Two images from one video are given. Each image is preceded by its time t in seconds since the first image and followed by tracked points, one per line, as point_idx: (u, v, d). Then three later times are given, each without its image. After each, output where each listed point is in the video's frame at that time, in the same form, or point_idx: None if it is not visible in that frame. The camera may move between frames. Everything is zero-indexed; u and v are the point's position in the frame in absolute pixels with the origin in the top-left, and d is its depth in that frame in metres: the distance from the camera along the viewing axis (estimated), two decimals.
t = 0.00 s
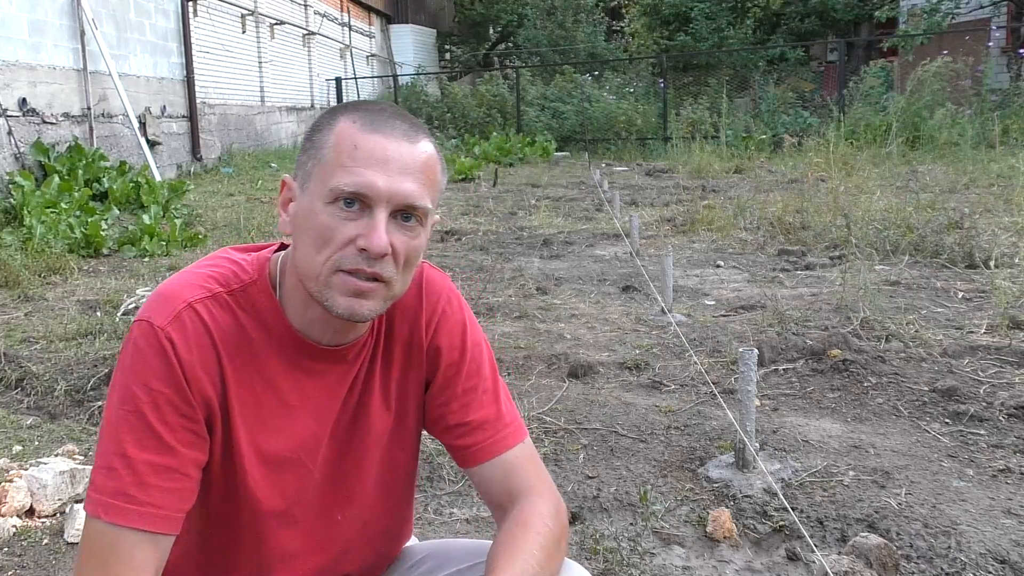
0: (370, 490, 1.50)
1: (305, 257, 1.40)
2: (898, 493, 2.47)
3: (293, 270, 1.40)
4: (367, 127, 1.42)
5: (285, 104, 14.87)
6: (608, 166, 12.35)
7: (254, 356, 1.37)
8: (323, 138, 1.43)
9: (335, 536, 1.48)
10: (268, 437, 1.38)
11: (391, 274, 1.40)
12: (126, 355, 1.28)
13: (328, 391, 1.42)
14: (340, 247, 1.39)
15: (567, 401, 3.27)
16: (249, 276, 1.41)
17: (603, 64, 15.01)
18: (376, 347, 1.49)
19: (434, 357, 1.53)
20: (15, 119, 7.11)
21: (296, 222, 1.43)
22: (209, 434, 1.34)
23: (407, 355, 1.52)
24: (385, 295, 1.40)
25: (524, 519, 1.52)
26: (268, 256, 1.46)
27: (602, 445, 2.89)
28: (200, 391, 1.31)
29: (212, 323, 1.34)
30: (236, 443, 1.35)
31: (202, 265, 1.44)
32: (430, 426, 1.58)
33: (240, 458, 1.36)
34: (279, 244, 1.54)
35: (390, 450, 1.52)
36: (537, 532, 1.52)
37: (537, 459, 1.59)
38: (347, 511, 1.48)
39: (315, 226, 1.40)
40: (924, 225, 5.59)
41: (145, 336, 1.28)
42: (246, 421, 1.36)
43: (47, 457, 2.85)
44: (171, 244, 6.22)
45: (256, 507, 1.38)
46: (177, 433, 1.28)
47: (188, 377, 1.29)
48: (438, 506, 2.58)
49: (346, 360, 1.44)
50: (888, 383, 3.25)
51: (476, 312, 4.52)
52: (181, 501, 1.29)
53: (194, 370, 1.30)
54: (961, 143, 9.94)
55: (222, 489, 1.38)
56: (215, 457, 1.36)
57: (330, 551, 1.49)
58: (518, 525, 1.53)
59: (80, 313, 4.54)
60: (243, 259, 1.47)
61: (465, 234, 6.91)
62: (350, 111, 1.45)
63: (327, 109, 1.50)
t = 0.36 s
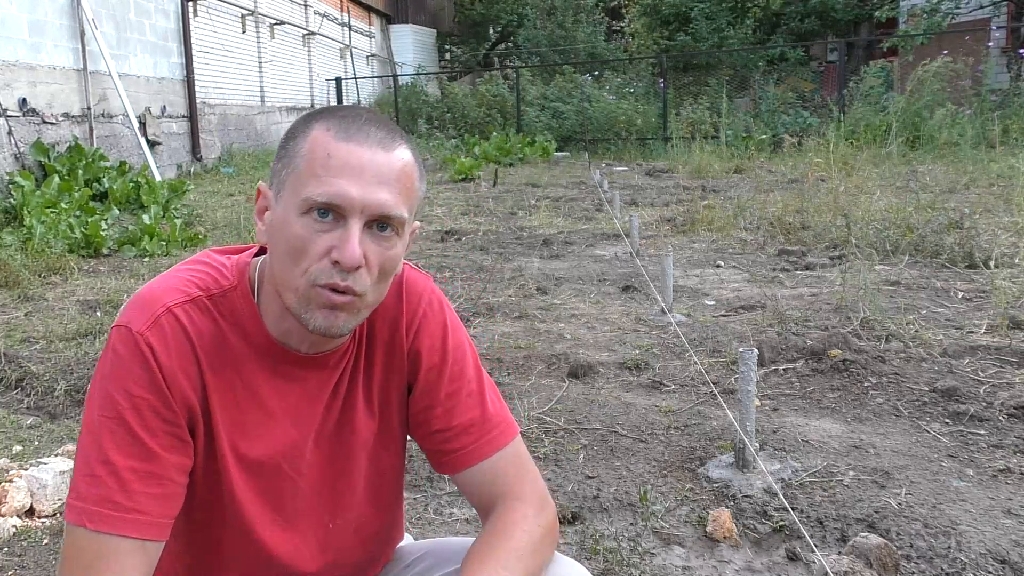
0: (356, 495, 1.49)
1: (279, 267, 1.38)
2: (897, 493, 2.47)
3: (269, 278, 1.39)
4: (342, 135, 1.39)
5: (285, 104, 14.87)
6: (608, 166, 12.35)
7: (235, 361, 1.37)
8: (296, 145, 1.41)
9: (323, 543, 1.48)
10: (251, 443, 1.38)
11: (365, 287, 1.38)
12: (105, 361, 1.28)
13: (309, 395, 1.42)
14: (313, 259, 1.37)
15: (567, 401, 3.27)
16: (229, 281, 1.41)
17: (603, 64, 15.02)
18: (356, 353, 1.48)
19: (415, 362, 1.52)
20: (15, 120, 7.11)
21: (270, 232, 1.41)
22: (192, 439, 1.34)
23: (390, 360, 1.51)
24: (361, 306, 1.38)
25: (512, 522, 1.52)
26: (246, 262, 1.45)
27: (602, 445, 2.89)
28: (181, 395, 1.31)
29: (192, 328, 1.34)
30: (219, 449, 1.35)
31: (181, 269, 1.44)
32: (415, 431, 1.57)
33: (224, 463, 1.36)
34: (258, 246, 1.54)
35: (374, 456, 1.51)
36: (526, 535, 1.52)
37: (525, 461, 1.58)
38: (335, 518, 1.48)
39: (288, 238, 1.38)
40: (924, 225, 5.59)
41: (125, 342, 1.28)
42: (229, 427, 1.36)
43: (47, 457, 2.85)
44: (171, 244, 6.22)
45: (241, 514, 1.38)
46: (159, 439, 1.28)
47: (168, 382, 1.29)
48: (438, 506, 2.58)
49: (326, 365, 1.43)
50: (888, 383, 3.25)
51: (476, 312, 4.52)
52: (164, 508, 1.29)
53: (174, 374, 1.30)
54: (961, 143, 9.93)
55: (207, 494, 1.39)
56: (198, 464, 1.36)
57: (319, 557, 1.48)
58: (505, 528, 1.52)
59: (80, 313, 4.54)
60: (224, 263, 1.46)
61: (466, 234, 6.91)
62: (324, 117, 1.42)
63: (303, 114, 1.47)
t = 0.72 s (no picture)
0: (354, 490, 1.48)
1: (269, 261, 1.39)
2: (898, 493, 2.47)
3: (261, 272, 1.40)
4: (331, 128, 1.40)
5: (284, 105, 14.87)
6: (609, 166, 12.35)
7: (234, 348, 1.37)
8: (285, 140, 1.41)
9: (326, 532, 1.48)
10: (251, 430, 1.38)
11: (357, 280, 1.39)
12: (108, 346, 1.29)
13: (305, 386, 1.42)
14: (302, 252, 1.37)
15: (566, 401, 3.27)
16: (227, 270, 1.42)
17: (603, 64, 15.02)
18: (350, 349, 1.48)
19: (408, 363, 1.51)
20: (15, 119, 7.11)
21: (261, 225, 1.42)
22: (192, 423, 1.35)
23: (383, 359, 1.51)
24: (351, 300, 1.38)
25: (504, 528, 1.50)
26: (243, 254, 1.46)
27: (602, 445, 2.89)
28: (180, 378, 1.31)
29: (191, 312, 1.35)
30: (221, 435, 1.36)
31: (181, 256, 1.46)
32: (410, 433, 1.55)
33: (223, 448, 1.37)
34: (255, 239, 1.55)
35: (374, 450, 1.51)
36: (518, 543, 1.49)
37: (519, 467, 1.56)
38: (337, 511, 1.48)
39: (278, 231, 1.38)
40: (924, 225, 5.59)
41: (126, 325, 1.29)
42: (230, 413, 1.37)
43: (47, 457, 2.85)
44: (171, 244, 6.22)
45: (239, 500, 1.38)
46: (160, 421, 1.29)
47: (168, 363, 1.30)
48: (437, 506, 2.58)
49: (320, 360, 1.43)
50: (888, 383, 3.25)
51: (476, 312, 4.52)
52: (179, 491, 1.30)
53: (174, 357, 1.31)
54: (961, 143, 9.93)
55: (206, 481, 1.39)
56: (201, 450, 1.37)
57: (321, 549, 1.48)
58: (496, 535, 1.50)
59: (79, 313, 4.54)
60: (221, 253, 1.47)
61: (466, 234, 6.91)
62: (313, 112, 1.43)
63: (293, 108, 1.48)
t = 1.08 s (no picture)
0: (358, 489, 1.48)
1: (267, 263, 1.38)
2: (898, 493, 2.47)
3: (259, 274, 1.39)
4: (317, 125, 1.38)
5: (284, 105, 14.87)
6: (609, 166, 12.35)
7: (236, 348, 1.38)
8: (272, 139, 1.39)
9: (330, 531, 1.48)
10: (255, 430, 1.38)
11: (358, 276, 1.39)
12: (110, 349, 1.30)
13: (307, 385, 1.42)
14: (301, 252, 1.37)
15: (566, 401, 3.27)
16: (226, 272, 1.42)
17: (603, 64, 15.03)
18: (350, 349, 1.47)
19: (409, 364, 1.51)
20: (15, 119, 7.11)
21: (255, 227, 1.41)
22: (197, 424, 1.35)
23: (384, 359, 1.51)
24: (354, 297, 1.39)
25: (510, 528, 1.49)
26: (240, 255, 1.46)
27: (602, 445, 2.89)
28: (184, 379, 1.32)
29: (191, 314, 1.35)
30: (225, 436, 1.36)
31: (180, 259, 1.46)
32: (411, 434, 1.55)
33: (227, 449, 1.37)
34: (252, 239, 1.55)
35: (376, 450, 1.51)
36: (522, 543, 1.49)
37: (521, 465, 1.55)
38: (340, 512, 1.48)
39: (274, 234, 1.37)
40: (924, 225, 5.59)
41: (128, 328, 1.30)
42: (235, 414, 1.37)
43: (47, 457, 2.85)
44: (171, 244, 6.22)
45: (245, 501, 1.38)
46: (164, 424, 1.29)
47: (171, 365, 1.30)
48: (437, 506, 2.58)
49: (321, 360, 1.43)
50: (888, 383, 3.25)
51: (476, 312, 4.52)
52: (192, 492, 1.30)
53: (177, 359, 1.31)
54: (961, 143, 9.93)
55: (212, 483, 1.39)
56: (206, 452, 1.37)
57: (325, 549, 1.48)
58: (500, 534, 1.49)
59: (79, 313, 4.54)
60: (220, 255, 1.47)
61: (466, 234, 6.91)
62: (297, 108, 1.41)
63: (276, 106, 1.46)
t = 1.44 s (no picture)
0: (352, 494, 1.48)
1: (252, 273, 1.37)
2: (898, 493, 2.47)
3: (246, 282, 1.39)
4: (293, 134, 1.38)
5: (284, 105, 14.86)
6: (609, 166, 12.35)
7: (227, 353, 1.37)
8: (250, 151, 1.39)
9: (323, 534, 1.48)
10: (247, 435, 1.38)
11: (344, 282, 1.38)
12: (100, 352, 1.30)
13: (300, 392, 1.41)
14: (285, 263, 1.36)
15: (567, 401, 3.27)
16: (218, 277, 1.42)
17: (603, 64, 15.03)
18: (344, 355, 1.47)
19: (406, 372, 1.50)
20: (15, 119, 7.11)
21: (238, 239, 1.40)
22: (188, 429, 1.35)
23: (379, 366, 1.50)
24: (341, 304, 1.38)
25: (509, 530, 1.49)
26: (231, 264, 1.46)
27: (602, 445, 2.89)
28: (174, 384, 1.32)
29: (182, 317, 1.35)
30: (216, 442, 1.36)
31: (173, 261, 1.46)
32: (407, 440, 1.55)
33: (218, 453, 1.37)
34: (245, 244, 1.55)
35: (371, 456, 1.50)
36: (522, 543, 1.48)
37: (525, 469, 1.56)
38: (331, 518, 1.47)
39: (257, 247, 1.36)
40: (924, 225, 5.59)
41: (118, 332, 1.30)
42: (226, 418, 1.37)
43: (47, 457, 2.85)
44: (171, 244, 6.22)
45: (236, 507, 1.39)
46: (152, 430, 1.29)
47: (160, 370, 1.30)
48: (437, 506, 2.58)
49: (312, 366, 1.42)
50: (888, 383, 3.25)
51: (476, 312, 4.52)
52: (176, 500, 1.31)
53: (166, 364, 1.31)
54: (961, 143, 9.93)
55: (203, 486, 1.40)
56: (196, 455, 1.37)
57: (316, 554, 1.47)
58: (501, 534, 1.49)
59: (79, 313, 4.54)
60: (211, 260, 1.48)
61: (466, 234, 6.91)
62: (272, 117, 1.41)
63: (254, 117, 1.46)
